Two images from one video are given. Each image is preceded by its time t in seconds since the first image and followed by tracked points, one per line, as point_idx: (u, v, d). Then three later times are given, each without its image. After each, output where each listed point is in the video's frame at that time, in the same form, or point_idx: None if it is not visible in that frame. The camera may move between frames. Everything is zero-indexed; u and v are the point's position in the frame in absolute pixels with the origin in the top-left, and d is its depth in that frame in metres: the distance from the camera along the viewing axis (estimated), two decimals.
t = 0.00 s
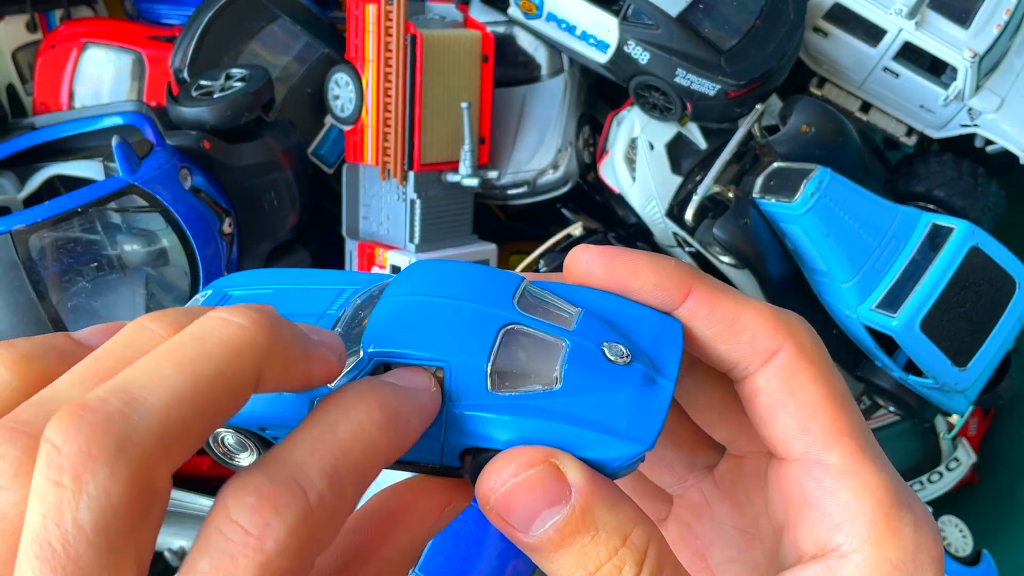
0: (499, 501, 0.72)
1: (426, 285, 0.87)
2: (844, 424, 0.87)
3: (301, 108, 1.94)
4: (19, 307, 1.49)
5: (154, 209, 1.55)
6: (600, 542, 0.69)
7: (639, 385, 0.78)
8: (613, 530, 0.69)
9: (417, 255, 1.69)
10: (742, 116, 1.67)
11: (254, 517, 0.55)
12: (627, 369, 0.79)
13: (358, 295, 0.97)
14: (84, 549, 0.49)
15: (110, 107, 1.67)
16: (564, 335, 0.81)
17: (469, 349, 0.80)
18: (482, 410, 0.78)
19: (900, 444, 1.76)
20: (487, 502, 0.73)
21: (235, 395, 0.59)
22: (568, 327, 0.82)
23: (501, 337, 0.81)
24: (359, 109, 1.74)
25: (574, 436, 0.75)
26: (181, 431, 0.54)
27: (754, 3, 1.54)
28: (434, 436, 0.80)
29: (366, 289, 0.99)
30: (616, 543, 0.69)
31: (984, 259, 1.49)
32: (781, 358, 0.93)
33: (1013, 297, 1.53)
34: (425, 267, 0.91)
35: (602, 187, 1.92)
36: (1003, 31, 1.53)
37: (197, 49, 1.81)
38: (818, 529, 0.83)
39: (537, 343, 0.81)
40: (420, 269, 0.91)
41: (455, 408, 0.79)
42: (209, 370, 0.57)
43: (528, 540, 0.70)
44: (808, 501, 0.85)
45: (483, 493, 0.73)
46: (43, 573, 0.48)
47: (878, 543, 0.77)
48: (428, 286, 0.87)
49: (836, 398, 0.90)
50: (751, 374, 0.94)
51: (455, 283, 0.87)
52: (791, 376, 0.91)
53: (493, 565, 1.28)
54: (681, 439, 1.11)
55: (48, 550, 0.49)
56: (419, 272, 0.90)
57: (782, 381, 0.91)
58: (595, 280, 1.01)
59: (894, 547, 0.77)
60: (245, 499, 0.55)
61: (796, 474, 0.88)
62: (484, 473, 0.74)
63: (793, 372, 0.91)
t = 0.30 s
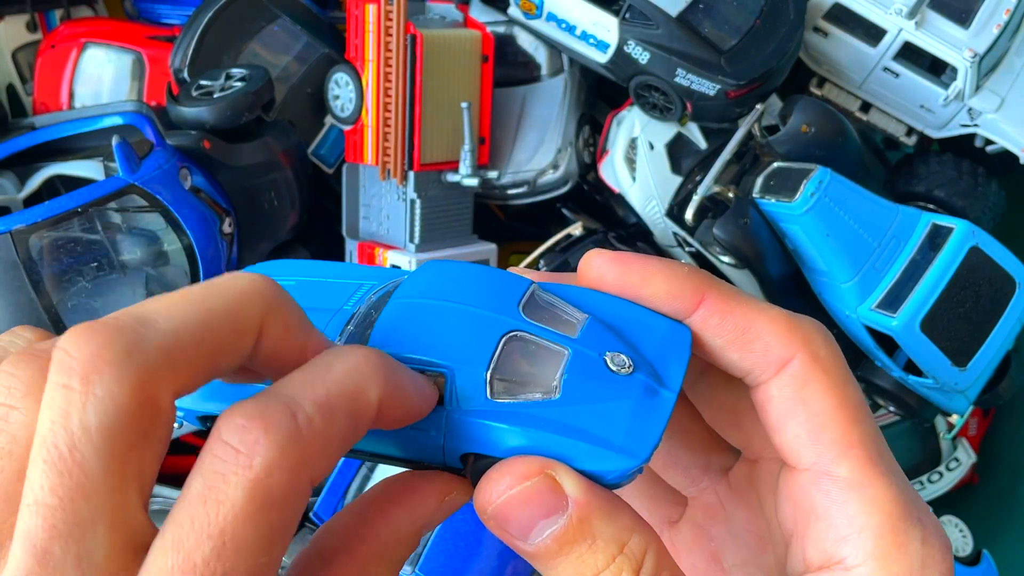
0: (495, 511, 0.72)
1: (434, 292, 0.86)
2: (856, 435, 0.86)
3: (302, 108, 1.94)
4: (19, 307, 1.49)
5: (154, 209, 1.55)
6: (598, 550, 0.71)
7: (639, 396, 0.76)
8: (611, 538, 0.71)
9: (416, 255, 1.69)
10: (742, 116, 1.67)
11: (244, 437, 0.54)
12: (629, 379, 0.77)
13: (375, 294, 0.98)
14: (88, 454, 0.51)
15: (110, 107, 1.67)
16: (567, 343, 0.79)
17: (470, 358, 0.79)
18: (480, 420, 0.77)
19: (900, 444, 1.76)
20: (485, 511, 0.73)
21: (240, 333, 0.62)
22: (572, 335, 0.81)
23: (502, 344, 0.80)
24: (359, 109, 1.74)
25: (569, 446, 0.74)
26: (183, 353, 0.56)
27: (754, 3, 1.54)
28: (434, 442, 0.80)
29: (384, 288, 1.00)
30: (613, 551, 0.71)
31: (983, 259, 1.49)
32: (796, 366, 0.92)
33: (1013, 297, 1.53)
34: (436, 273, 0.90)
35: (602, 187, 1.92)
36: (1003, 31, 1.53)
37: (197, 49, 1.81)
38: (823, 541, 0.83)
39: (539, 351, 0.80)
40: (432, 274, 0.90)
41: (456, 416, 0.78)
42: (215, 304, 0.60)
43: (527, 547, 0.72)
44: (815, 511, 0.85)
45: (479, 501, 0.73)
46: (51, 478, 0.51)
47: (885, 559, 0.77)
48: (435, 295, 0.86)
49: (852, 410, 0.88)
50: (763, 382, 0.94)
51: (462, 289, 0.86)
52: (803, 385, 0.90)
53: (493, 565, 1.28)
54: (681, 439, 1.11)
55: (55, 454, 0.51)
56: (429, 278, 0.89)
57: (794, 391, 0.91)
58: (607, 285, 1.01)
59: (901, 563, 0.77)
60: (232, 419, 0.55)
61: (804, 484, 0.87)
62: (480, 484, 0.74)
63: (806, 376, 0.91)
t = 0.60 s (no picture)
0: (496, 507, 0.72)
1: (445, 285, 0.86)
2: (871, 443, 0.86)
3: (302, 108, 1.94)
4: (19, 308, 1.49)
5: (154, 209, 1.55)
6: (602, 548, 0.71)
7: (646, 396, 0.76)
8: (616, 538, 0.71)
9: (416, 255, 1.69)
10: (742, 116, 1.67)
11: (300, 516, 0.55)
12: (637, 378, 0.77)
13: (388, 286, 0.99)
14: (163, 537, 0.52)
15: (110, 107, 1.67)
16: (576, 340, 0.79)
17: (479, 348, 0.79)
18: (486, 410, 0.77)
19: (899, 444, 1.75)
20: (489, 502, 0.73)
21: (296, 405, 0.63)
22: (582, 332, 0.81)
23: (511, 337, 0.79)
24: (359, 109, 1.74)
25: (574, 441, 0.73)
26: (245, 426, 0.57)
27: (754, 3, 1.54)
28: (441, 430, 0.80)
29: (396, 281, 1.01)
30: (618, 548, 0.71)
31: (983, 259, 1.49)
32: (808, 372, 0.91)
33: (1013, 297, 1.53)
34: (450, 268, 0.90)
35: (602, 187, 1.92)
36: (1003, 31, 1.53)
37: (197, 49, 1.81)
38: (838, 548, 0.84)
39: (549, 347, 0.79)
40: (444, 271, 0.89)
41: (463, 406, 0.78)
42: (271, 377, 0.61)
43: (531, 541, 0.72)
44: (831, 520, 0.85)
45: (484, 493, 0.73)
46: (122, 558, 0.51)
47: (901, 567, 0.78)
48: (447, 286, 0.86)
49: (866, 416, 0.88)
50: (774, 391, 0.93)
51: (472, 282, 0.86)
52: (816, 394, 0.90)
53: (493, 565, 1.28)
54: (684, 440, 1.11)
55: (130, 534, 0.51)
56: (441, 273, 0.89)
57: (807, 397, 0.90)
58: (619, 288, 1.01)
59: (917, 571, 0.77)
60: (282, 494, 0.56)
61: (819, 493, 0.87)
62: (485, 475, 0.74)
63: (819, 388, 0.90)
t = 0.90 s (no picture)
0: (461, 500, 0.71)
1: (426, 308, 0.87)
2: (870, 442, 0.86)
3: (302, 108, 1.94)
4: (19, 307, 1.49)
5: (154, 209, 1.55)
6: (592, 557, 0.71)
7: (629, 395, 0.75)
8: (608, 545, 0.71)
9: (416, 255, 1.69)
10: (742, 116, 1.67)
11: (254, 451, 0.56)
12: (620, 378, 0.76)
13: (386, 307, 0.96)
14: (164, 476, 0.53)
15: (110, 107, 1.67)
16: (556, 347, 0.79)
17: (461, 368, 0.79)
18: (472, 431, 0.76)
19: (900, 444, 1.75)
20: (478, 518, 0.73)
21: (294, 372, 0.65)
22: (562, 339, 0.80)
23: (491, 353, 0.80)
24: (359, 109, 1.74)
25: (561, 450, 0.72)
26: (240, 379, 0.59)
27: (754, 3, 1.54)
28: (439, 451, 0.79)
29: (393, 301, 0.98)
30: (608, 558, 0.71)
31: (983, 259, 1.49)
32: (804, 372, 0.91)
33: (1013, 297, 1.53)
34: (432, 288, 0.90)
35: (602, 187, 1.93)
36: (1003, 31, 1.53)
37: (197, 49, 1.81)
38: (836, 549, 0.84)
39: (530, 360, 0.80)
40: (426, 291, 0.90)
41: (450, 430, 0.78)
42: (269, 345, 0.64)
43: (523, 551, 0.73)
44: (830, 520, 0.86)
45: (474, 509, 0.73)
46: (122, 497, 0.52)
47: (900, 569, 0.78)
48: (429, 309, 0.86)
49: (863, 414, 0.88)
50: (773, 385, 0.93)
51: (451, 302, 0.87)
52: (813, 392, 0.89)
53: (493, 564, 1.28)
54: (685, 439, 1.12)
55: (130, 474, 0.53)
56: (422, 295, 0.90)
57: (803, 396, 0.90)
58: (612, 281, 1.01)
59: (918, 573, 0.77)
60: (245, 436, 0.57)
61: (818, 492, 0.87)
62: (474, 488, 0.74)
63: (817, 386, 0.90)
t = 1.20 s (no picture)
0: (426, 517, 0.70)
1: (443, 287, 0.87)
2: (878, 431, 0.86)
3: (301, 108, 1.94)
4: (19, 307, 1.49)
5: (154, 209, 1.55)
6: (604, 539, 0.70)
7: (644, 383, 0.75)
8: (617, 530, 0.71)
9: (416, 255, 1.69)
10: (742, 116, 1.67)
11: (188, 503, 0.56)
12: (635, 366, 0.76)
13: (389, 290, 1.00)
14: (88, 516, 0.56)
15: (110, 107, 1.67)
16: (574, 332, 0.80)
17: (477, 344, 0.79)
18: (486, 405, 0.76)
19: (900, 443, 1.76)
20: (492, 497, 0.74)
21: (236, 395, 0.65)
22: (579, 324, 0.81)
23: (509, 333, 0.80)
24: (359, 109, 1.74)
25: (574, 432, 0.73)
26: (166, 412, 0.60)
27: (754, 3, 1.54)
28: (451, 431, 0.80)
29: (395, 286, 1.02)
30: (620, 541, 0.70)
31: (983, 259, 1.49)
32: (816, 362, 0.91)
33: (1013, 297, 1.53)
34: (449, 270, 0.91)
35: (602, 188, 1.93)
36: (1003, 31, 1.53)
37: (197, 49, 1.81)
38: (840, 535, 0.83)
39: (546, 343, 0.80)
40: (443, 273, 0.91)
41: (461, 404, 0.78)
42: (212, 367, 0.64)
43: (533, 534, 0.73)
44: (837, 507, 0.85)
45: (487, 489, 0.74)
46: (47, 535, 0.55)
47: (904, 553, 0.76)
48: (445, 287, 0.87)
49: (871, 405, 0.88)
50: (784, 377, 0.93)
51: (468, 283, 0.87)
52: (823, 382, 0.90)
53: (493, 564, 1.29)
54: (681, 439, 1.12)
55: (51, 514, 0.56)
56: (439, 275, 0.90)
57: (814, 385, 0.90)
58: (626, 280, 1.02)
59: (922, 558, 0.76)
60: (181, 486, 0.56)
61: (825, 480, 0.87)
62: (487, 468, 0.74)
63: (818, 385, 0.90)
